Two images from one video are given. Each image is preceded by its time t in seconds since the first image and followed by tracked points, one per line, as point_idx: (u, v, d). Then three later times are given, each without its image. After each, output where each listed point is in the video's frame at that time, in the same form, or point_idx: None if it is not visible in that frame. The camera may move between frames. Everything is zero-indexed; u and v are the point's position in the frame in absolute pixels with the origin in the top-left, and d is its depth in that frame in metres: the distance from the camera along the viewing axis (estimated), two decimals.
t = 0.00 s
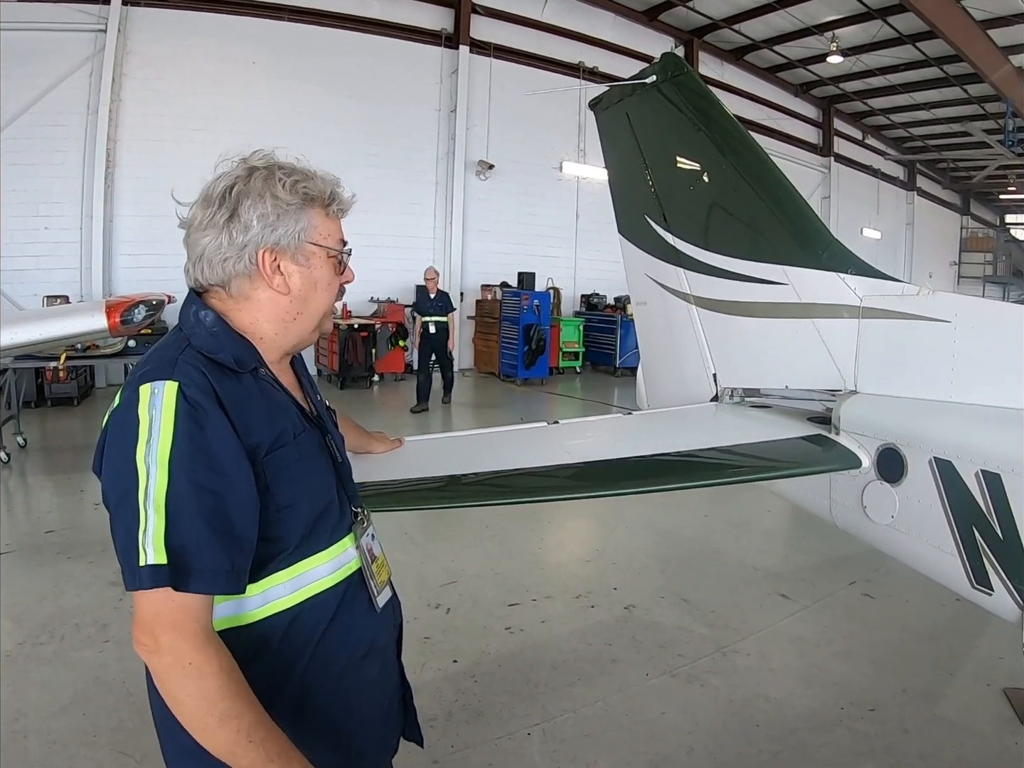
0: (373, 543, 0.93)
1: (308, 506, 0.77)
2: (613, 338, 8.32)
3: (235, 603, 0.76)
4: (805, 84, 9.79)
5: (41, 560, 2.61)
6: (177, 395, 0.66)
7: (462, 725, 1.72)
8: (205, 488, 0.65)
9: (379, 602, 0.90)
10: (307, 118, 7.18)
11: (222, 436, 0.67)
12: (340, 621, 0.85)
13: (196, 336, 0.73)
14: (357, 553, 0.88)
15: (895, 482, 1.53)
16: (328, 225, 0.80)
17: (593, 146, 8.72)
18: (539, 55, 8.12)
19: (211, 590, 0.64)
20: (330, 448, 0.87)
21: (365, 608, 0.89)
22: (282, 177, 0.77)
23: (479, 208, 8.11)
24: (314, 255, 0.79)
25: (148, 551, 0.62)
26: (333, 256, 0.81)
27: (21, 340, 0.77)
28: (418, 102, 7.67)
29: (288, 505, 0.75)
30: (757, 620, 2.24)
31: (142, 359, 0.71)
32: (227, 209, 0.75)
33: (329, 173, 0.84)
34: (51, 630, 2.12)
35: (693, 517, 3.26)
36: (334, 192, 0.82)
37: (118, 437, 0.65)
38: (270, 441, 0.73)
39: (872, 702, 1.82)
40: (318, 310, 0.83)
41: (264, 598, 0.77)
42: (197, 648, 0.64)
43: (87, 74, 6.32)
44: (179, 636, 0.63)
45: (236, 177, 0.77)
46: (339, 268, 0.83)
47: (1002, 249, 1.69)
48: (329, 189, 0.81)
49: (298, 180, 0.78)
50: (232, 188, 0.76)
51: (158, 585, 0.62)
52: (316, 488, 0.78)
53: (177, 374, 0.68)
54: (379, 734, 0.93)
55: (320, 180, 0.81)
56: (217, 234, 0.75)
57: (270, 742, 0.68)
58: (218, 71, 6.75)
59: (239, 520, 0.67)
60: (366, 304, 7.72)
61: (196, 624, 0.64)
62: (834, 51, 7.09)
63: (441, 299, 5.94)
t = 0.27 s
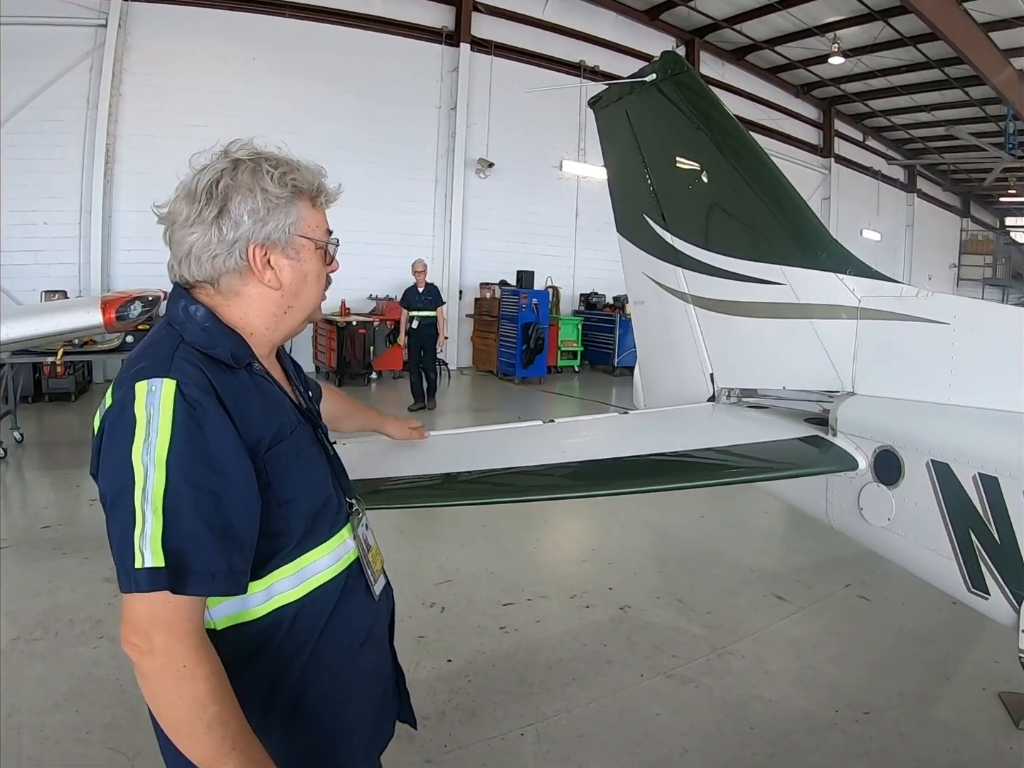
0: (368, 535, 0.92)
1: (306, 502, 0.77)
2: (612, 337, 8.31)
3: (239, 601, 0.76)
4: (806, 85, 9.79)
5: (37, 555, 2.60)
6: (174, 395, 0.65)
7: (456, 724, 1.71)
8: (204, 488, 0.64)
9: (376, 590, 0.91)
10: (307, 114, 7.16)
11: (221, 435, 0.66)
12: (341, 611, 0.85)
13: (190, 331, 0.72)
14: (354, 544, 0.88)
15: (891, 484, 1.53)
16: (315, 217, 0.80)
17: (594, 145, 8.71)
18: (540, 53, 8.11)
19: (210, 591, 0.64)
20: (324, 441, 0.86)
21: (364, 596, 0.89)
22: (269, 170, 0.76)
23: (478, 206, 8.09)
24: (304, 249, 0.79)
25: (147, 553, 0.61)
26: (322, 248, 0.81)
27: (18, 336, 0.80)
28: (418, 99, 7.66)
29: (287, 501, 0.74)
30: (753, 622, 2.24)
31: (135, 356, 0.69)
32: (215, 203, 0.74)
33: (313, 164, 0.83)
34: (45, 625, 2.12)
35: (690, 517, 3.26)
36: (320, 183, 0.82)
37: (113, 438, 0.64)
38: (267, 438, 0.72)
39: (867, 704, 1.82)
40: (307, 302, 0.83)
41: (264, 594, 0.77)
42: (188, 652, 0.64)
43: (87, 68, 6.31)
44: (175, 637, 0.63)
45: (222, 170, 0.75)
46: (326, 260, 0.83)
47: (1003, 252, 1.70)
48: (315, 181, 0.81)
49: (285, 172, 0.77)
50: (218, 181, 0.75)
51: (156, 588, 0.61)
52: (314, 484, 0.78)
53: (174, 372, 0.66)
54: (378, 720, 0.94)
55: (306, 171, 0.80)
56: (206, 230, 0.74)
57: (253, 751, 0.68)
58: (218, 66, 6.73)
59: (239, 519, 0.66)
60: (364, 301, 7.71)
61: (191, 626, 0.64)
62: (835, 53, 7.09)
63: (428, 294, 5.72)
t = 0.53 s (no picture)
0: (356, 528, 0.92)
1: (294, 499, 0.76)
2: (610, 338, 8.30)
3: (231, 601, 0.76)
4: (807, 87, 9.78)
5: (31, 552, 2.60)
6: (155, 402, 0.64)
7: (448, 725, 1.71)
8: (191, 495, 0.63)
9: (365, 584, 0.91)
10: (306, 112, 7.16)
11: (206, 441, 0.66)
12: (332, 608, 0.85)
13: (168, 335, 0.71)
14: (342, 538, 0.87)
15: (886, 489, 1.52)
16: (290, 208, 0.80)
17: (593, 145, 8.71)
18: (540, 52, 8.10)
19: (204, 597, 0.63)
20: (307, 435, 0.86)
21: (353, 592, 0.89)
22: (241, 163, 0.76)
23: (477, 205, 8.08)
24: (282, 240, 0.79)
25: (138, 564, 0.60)
26: (297, 237, 0.82)
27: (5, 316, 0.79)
28: (418, 98, 7.65)
29: (274, 500, 0.74)
30: (747, 625, 2.24)
31: (113, 365, 0.68)
32: (190, 202, 0.73)
33: (282, 155, 0.84)
34: (39, 622, 2.11)
35: (686, 519, 3.25)
36: (291, 172, 0.82)
37: (96, 451, 0.63)
38: (252, 440, 0.72)
39: (860, 709, 1.82)
40: (288, 294, 0.83)
41: (256, 594, 0.76)
42: (185, 659, 0.63)
43: (86, 64, 6.31)
44: (172, 645, 0.63)
45: (193, 166, 0.74)
46: (302, 249, 0.84)
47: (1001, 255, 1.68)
48: (287, 171, 0.81)
49: (257, 164, 0.77)
50: (190, 179, 0.74)
51: (150, 598, 0.61)
52: (300, 481, 0.77)
53: (154, 379, 0.65)
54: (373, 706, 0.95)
55: (276, 161, 0.80)
56: (183, 231, 0.73)
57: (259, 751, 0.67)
58: (217, 62, 6.72)
59: (228, 522, 0.66)
60: (362, 300, 7.70)
61: (187, 633, 0.64)
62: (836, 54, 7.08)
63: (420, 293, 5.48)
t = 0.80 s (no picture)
0: (339, 531, 0.92)
1: (269, 507, 0.77)
2: (608, 338, 8.29)
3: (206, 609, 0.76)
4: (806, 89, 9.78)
5: (24, 551, 2.59)
6: (120, 418, 0.64)
7: (439, 729, 1.70)
8: (156, 512, 0.64)
9: (348, 588, 0.91)
10: (305, 111, 7.14)
11: (172, 456, 0.66)
12: (312, 616, 0.85)
13: (138, 347, 0.71)
14: (324, 544, 0.88)
15: (881, 496, 1.52)
16: (265, 207, 0.81)
17: (592, 146, 8.70)
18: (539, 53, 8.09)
19: (172, 612, 0.64)
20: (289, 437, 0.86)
21: (336, 597, 0.89)
22: (215, 162, 0.76)
23: (476, 205, 8.07)
24: (258, 239, 0.79)
25: (105, 582, 0.61)
26: (274, 236, 0.82)
27: None
28: (416, 98, 7.64)
29: (247, 511, 0.74)
30: (741, 629, 2.23)
31: (84, 378, 0.68)
32: (163, 203, 0.73)
33: (258, 154, 0.84)
34: (31, 622, 2.11)
35: (681, 521, 3.25)
36: (267, 172, 0.82)
37: (66, 468, 0.64)
38: (222, 451, 0.72)
39: (853, 715, 1.81)
40: (266, 293, 0.83)
41: (235, 600, 0.77)
42: (158, 671, 0.64)
43: (85, 61, 6.30)
44: (142, 659, 0.64)
45: (167, 165, 0.74)
46: (280, 247, 0.84)
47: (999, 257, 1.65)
48: (263, 170, 0.82)
49: (231, 163, 0.77)
50: (163, 179, 0.74)
51: (117, 615, 0.62)
52: (275, 489, 0.78)
53: (120, 395, 0.65)
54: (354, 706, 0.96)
55: (251, 160, 0.80)
56: (156, 231, 0.73)
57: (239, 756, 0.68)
58: (216, 60, 6.70)
59: (196, 537, 0.66)
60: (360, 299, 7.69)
61: (159, 645, 0.64)
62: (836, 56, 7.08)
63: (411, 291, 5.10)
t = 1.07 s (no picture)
0: (327, 542, 0.92)
1: (250, 523, 0.76)
2: (602, 343, 8.30)
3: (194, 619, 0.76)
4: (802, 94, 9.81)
5: (14, 555, 2.58)
6: (102, 435, 0.64)
7: (427, 737, 1.70)
8: (134, 528, 0.63)
9: (335, 600, 0.90)
10: (300, 114, 7.13)
11: (151, 473, 0.65)
12: (299, 628, 0.85)
13: (124, 359, 0.71)
14: (311, 556, 0.87)
15: (870, 508, 1.52)
16: (252, 220, 0.80)
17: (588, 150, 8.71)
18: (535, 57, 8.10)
19: (146, 628, 0.64)
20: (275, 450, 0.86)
21: (322, 608, 0.89)
22: (200, 176, 0.75)
23: (470, 208, 8.07)
24: (244, 254, 0.79)
25: (80, 595, 0.61)
26: (260, 250, 0.82)
27: None
28: (412, 101, 7.64)
29: (227, 526, 0.74)
30: (731, 637, 2.23)
31: (68, 390, 0.68)
32: (148, 217, 0.73)
33: (245, 167, 0.83)
34: (19, 627, 2.10)
35: (673, 528, 3.25)
36: (253, 186, 0.82)
37: (49, 479, 0.64)
38: (203, 467, 0.72)
39: (844, 725, 1.81)
40: (253, 307, 0.82)
41: (219, 612, 0.77)
42: (124, 685, 0.64)
43: (81, 63, 6.30)
44: (111, 672, 0.64)
45: (151, 179, 0.74)
46: (266, 261, 0.83)
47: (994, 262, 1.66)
48: (249, 183, 0.81)
49: (216, 177, 0.77)
50: (148, 193, 0.73)
51: (91, 628, 0.61)
52: (258, 504, 0.77)
53: (102, 410, 0.65)
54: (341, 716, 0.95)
55: (238, 174, 0.80)
56: (141, 246, 0.72)
57: None
58: (211, 62, 6.70)
59: (173, 553, 0.66)
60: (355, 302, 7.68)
61: (129, 659, 0.64)
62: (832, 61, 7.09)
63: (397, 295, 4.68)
